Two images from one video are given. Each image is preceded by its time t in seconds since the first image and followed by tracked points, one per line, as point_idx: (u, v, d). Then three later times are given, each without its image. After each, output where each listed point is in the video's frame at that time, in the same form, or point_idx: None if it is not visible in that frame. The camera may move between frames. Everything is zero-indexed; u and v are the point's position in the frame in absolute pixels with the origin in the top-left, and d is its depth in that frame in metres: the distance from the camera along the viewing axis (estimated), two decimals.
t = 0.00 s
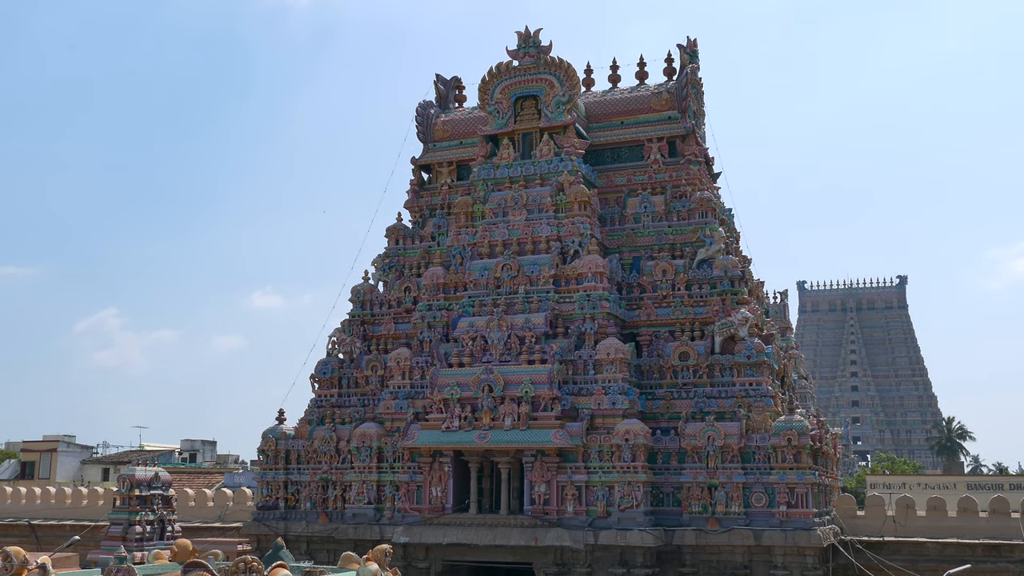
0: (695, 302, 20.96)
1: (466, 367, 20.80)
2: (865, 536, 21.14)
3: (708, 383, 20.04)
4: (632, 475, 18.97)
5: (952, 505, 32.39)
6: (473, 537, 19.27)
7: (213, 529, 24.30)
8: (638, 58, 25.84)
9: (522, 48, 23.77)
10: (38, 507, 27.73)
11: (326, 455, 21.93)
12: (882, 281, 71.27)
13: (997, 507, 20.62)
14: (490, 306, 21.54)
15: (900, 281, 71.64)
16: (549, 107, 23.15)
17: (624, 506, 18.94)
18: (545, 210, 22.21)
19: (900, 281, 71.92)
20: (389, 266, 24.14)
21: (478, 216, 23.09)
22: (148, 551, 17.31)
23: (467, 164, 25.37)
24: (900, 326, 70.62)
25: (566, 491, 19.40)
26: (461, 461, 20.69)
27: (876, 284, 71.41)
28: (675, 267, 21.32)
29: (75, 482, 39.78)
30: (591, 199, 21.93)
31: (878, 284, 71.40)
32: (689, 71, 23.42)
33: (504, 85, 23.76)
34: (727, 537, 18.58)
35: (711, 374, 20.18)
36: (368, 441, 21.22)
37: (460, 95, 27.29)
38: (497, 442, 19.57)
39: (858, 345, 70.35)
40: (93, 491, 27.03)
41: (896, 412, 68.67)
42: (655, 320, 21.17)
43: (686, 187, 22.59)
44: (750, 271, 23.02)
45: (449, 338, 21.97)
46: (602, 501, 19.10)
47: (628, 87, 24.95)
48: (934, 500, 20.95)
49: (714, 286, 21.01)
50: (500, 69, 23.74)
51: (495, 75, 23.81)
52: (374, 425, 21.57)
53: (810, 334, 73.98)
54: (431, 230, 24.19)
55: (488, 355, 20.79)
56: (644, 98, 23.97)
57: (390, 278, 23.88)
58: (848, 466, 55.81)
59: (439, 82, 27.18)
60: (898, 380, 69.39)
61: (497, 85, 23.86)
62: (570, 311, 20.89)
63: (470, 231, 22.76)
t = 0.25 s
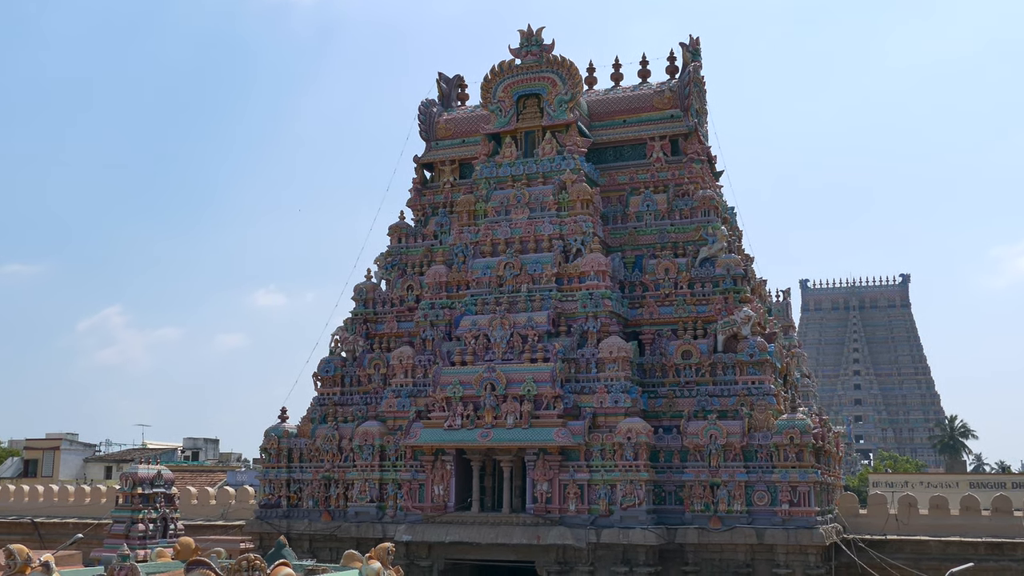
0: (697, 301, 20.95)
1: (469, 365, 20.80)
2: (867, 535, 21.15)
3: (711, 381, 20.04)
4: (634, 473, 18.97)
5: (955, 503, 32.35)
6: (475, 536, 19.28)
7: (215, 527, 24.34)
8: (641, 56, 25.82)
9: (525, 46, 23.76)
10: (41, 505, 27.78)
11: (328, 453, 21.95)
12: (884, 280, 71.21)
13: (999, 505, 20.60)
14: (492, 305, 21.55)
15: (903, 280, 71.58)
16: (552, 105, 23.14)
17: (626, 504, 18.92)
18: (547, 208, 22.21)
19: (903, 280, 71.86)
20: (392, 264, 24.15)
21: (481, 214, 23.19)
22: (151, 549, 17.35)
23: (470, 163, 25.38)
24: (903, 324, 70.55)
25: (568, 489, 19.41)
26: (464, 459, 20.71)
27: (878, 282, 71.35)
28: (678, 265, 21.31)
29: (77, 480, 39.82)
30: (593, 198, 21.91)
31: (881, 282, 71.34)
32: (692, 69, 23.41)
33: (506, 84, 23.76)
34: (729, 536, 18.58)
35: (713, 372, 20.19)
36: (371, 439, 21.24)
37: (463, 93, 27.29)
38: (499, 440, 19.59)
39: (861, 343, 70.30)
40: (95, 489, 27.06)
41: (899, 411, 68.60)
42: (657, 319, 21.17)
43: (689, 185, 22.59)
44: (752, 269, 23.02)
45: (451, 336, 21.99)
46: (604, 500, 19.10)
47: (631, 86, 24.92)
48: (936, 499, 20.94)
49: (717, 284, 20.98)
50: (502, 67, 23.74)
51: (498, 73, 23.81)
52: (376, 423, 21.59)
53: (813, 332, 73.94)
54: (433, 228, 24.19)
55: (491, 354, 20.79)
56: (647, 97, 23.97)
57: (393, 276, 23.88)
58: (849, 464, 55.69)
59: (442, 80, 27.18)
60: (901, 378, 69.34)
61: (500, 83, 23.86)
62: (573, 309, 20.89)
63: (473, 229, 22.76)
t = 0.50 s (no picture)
0: (699, 299, 20.95)
1: (471, 364, 20.80)
2: (869, 533, 21.15)
3: (713, 379, 20.04)
4: (636, 471, 18.97)
5: (957, 502, 32.34)
6: (477, 534, 19.29)
7: (218, 525, 24.37)
8: (643, 55, 25.82)
9: (527, 45, 23.76)
10: (44, 503, 27.83)
11: (330, 451, 21.98)
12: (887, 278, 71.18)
13: (1001, 504, 20.58)
14: (494, 303, 21.55)
15: (905, 278, 71.57)
16: (554, 104, 23.14)
17: (628, 503, 18.93)
18: (549, 207, 22.20)
19: (905, 278, 71.84)
20: (394, 263, 24.17)
21: (483, 212, 23.20)
22: (154, 547, 17.38)
23: (472, 161, 25.38)
24: (905, 322, 70.53)
25: (570, 487, 19.42)
26: (466, 457, 20.72)
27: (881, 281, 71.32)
28: (680, 264, 21.33)
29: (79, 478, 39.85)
30: (595, 196, 21.91)
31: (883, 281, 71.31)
32: (694, 68, 23.42)
33: (509, 82, 23.77)
34: (732, 534, 18.59)
35: (716, 371, 20.17)
36: (373, 438, 21.25)
37: (465, 92, 27.30)
38: (502, 439, 19.60)
39: (863, 341, 70.30)
40: (98, 488, 27.11)
41: (901, 409, 68.57)
42: (659, 317, 21.18)
43: (691, 184, 22.59)
44: (755, 268, 23.02)
45: (453, 335, 22.01)
46: (606, 498, 19.11)
47: (633, 84, 24.92)
48: (938, 497, 20.93)
49: (719, 282, 20.98)
50: (504, 66, 23.74)
51: (500, 72, 23.81)
52: (379, 421, 21.59)
53: (815, 330, 73.94)
54: (435, 227, 24.19)
55: (493, 352, 20.79)
56: (649, 95, 23.97)
57: (395, 275, 23.89)
58: (851, 463, 55.65)
59: (444, 79, 27.19)
60: (903, 376, 69.29)
61: (502, 82, 23.87)
62: (575, 308, 20.91)
63: (475, 228, 22.77)
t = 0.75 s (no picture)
0: (701, 297, 20.96)
1: (472, 363, 20.80)
2: (871, 531, 21.15)
3: (715, 378, 20.03)
4: (638, 470, 18.97)
5: (959, 500, 32.32)
6: (479, 533, 19.29)
7: (220, 524, 24.40)
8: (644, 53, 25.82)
9: (528, 43, 23.75)
10: (46, 502, 27.87)
11: (332, 450, 21.98)
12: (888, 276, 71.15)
13: (1004, 502, 20.57)
14: (496, 302, 21.55)
15: (907, 276, 71.53)
16: (555, 103, 23.13)
17: (630, 501, 18.93)
18: (551, 205, 22.19)
19: (907, 276, 71.80)
20: (396, 262, 24.19)
21: (484, 211, 23.18)
22: (156, 546, 17.39)
23: (473, 160, 25.38)
24: (907, 321, 70.50)
25: (572, 486, 19.41)
26: (468, 456, 20.73)
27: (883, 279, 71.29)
28: (681, 262, 21.32)
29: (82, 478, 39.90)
30: (597, 195, 21.90)
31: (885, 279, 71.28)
32: (695, 66, 23.41)
33: (510, 81, 23.76)
34: (734, 532, 18.59)
35: (717, 369, 20.15)
36: (375, 436, 21.25)
37: (466, 91, 27.30)
38: (503, 437, 19.61)
39: (865, 340, 70.27)
40: (100, 487, 27.14)
41: (903, 407, 68.53)
42: (661, 316, 21.19)
43: (692, 182, 22.59)
44: (756, 266, 23.02)
45: (455, 334, 22.02)
46: (608, 496, 19.11)
47: (634, 83, 24.91)
48: (940, 495, 20.93)
49: (720, 281, 20.97)
50: (505, 65, 23.73)
51: (501, 70, 23.80)
52: (381, 420, 21.61)
53: (817, 329, 73.91)
54: (437, 225, 24.20)
55: (495, 351, 20.80)
56: (650, 94, 23.96)
57: (396, 274, 23.90)
58: (854, 461, 55.67)
59: (445, 77, 27.18)
60: (905, 374, 69.25)
61: (503, 81, 23.86)
62: (577, 307, 20.92)
63: (476, 227, 22.76)
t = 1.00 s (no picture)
0: (702, 296, 20.95)
1: (474, 361, 20.80)
2: (873, 530, 21.14)
3: (716, 376, 20.03)
4: (640, 468, 18.96)
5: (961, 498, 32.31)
6: (481, 532, 19.29)
7: (222, 523, 24.43)
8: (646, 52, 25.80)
9: (530, 42, 23.74)
10: (48, 501, 27.90)
11: (334, 449, 21.99)
12: (890, 274, 71.12)
13: (1006, 500, 20.55)
14: (497, 301, 21.56)
15: (908, 274, 71.47)
16: (556, 101, 23.12)
17: (632, 500, 18.94)
18: (552, 204, 22.17)
19: (908, 274, 71.74)
20: (397, 260, 24.19)
21: (485, 210, 23.16)
22: (158, 545, 17.40)
23: (475, 159, 25.38)
24: (909, 319, 70.47)
25: (574, 485, 19.42)
26: (469, 454, 20.72)
27: (884, 277, 71.26)
28: (683, 261, 21.32)
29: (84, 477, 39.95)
30: (598, 193, 21.89)
31: (887, 277, 71.25)
32: (697, 65, 23.40)
33: (511, 80, 23.75)
34: (735, 531, 18.58)
35: (719, 367, 20.15)
36: (376, 435, 21.26)
37: (467, 89, 27.29)
38: (505, 436, 19.62)
39: (866, 338, 70.24)
40: (102, 486, 27.17)
41: (905, 405, 68.49)
42: (662, 314, 21.18)
43: (693, 181, 22.58)
44: (757, 265, 23.00)
45: (456, 332, 22.01)
46: (610, 495, 19.12)
47: (635, 81, 24.90)
48: (942, 494, 20.91)
49: (722, 279, 20.96)
50: (507, 63, 23.72)
51: (502, 69, 23.78)
52: (382, 419, 21.62)
53: (818, 327, 73.88)
54: (438, 224, 24.20)
55: (496, 350, 20.81)
56: (651, 92, 23.94)
57: (398, 272, 23.90)
58: (855, 459, 55.67)
59: (446, 76, 27.17)
60: (907, 372, 69.21)
61: (505, 79, 23.85)
62: (578, 305, 20.91)
63: (477, 225, 22.75)
